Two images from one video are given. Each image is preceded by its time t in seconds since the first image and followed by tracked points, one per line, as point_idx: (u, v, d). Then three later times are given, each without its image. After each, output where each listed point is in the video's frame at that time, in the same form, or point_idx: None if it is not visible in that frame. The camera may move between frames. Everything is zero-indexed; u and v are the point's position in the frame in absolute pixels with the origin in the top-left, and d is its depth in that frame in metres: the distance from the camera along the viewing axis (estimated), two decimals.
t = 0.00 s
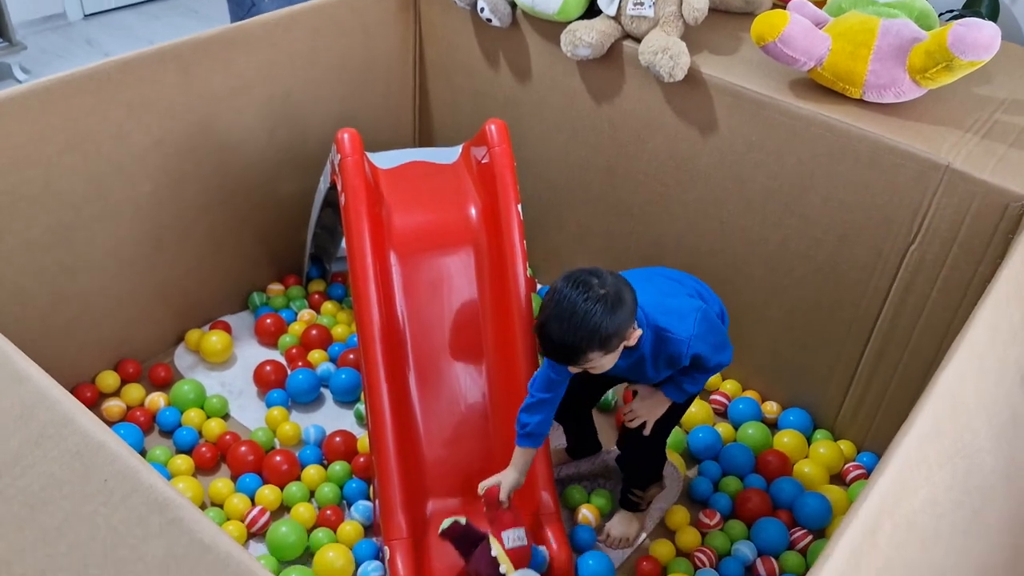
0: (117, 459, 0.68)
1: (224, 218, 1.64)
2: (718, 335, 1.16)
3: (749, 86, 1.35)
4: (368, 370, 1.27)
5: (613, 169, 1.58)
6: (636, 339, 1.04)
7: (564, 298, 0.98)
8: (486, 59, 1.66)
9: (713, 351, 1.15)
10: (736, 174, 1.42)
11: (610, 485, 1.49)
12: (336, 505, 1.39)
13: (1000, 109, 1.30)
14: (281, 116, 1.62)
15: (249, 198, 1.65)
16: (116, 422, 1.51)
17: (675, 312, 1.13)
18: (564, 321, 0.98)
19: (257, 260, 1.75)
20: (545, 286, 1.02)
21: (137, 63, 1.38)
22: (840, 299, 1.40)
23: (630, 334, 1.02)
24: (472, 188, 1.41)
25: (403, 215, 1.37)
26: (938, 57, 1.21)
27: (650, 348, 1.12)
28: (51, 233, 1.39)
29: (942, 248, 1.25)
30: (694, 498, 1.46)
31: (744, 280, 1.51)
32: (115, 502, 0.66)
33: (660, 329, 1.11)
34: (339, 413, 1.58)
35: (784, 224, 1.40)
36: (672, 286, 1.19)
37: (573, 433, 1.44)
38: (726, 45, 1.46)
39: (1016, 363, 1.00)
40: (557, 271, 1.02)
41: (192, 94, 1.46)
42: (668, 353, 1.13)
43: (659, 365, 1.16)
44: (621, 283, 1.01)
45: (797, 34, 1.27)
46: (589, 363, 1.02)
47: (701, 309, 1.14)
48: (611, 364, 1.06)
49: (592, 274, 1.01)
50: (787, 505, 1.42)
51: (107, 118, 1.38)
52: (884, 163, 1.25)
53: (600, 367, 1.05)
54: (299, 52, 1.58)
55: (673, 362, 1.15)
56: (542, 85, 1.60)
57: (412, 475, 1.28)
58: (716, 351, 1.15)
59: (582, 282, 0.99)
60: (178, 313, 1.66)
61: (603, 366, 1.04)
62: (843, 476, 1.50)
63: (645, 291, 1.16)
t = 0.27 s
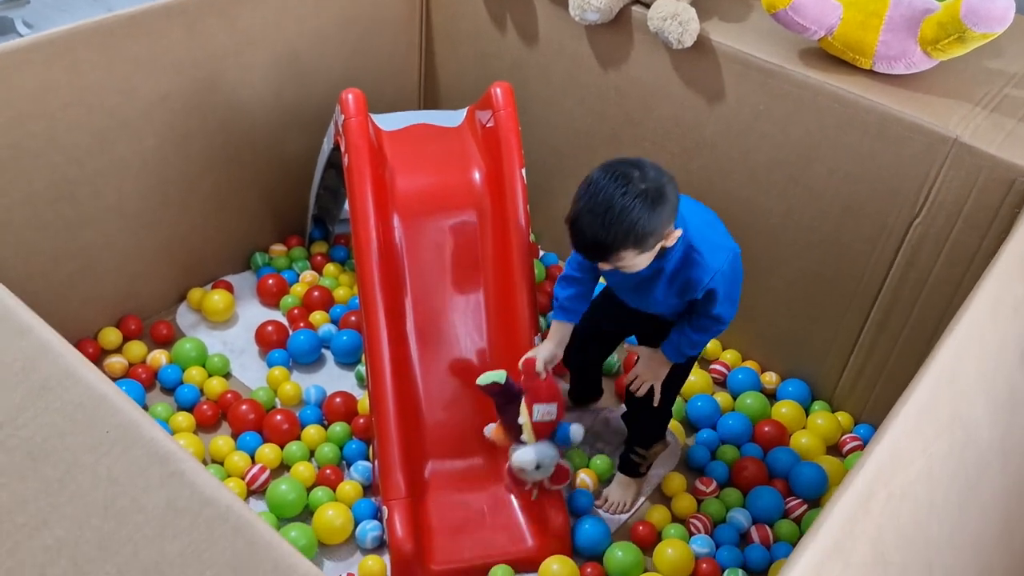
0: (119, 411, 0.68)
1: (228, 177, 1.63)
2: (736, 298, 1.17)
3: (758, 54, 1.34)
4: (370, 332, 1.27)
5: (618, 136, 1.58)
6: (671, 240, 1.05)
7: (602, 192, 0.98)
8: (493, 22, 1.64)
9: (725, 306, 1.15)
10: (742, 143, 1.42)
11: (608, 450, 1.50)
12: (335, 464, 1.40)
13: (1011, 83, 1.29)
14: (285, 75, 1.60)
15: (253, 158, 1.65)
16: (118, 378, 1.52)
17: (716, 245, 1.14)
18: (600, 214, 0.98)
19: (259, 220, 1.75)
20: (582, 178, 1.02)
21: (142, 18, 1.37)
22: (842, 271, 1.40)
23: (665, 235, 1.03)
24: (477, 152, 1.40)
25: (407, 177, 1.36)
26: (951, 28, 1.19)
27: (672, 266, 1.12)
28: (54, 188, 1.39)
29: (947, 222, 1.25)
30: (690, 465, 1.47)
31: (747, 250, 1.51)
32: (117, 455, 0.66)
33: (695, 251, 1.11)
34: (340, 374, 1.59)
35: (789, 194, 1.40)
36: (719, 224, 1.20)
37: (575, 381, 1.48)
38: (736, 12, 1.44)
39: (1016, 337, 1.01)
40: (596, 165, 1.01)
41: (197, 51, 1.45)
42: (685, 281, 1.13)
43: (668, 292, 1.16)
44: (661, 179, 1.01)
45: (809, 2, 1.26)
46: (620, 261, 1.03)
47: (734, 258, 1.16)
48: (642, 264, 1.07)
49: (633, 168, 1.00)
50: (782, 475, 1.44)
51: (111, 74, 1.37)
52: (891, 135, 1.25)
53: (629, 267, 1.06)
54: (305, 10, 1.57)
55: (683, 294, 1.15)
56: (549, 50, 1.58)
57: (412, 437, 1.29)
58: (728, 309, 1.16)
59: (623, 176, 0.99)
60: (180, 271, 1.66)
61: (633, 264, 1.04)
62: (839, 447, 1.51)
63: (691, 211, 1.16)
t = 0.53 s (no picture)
0: (118, 407, 0.68)
1: (230, 171, 1.63)
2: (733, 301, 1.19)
3: (763, 50, 1.33)
4: (371, 328, 1.27)
5: (622, 132, 1.57)
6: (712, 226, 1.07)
7: (646, 187, 0.99)
8: (497, 16, 1.63)
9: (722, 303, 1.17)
10: (745, 140, 1.41)
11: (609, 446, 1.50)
12: (335, 460, 1.40)
13: (1017, 81, 1.28)
14: (288, 69, 1.60)
15: (256, 152, 1.64)
16: (120, 371, 1.52)
17: (741, 242, 1.16)
18: (644, 210, 0.99)
19: (262, 214, 1.75)
20: (625, 168, 1.03)
21: (145, 11, 1.36)
22: (846, 268, 1.39)
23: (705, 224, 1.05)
24: (479, 147, 1.39)
25: (409, 173, 1.35)
26: (957, 25, 1.19)
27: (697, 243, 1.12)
28: (56, 181, 1.38)
29: (952, 220, 1.24)
30: (692, 462, 1.47)
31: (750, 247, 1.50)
32: (116, 449, 0.66)
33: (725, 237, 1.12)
34: (342, 369, 1.59)
35: (793, 192, 1.39)
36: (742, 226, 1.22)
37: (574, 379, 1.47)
38: (741, 8, 1.43)
39: (1021, 336, 1.00)
40: (640, 157, 1.02)
41: (199, 44, 1.45)
42: (702, 262, 1.14)
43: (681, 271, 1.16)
44: (704, 170, 1.02)
45: None
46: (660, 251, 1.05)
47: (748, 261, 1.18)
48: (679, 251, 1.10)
49: (676, 161, 1.01)
50: (784, 472, 1.43)
51: (113, 66, 1.37)
52: (896, 133, 1.24)
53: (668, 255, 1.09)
54: (308, 4, 1.56)
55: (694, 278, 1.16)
56: (553, 45, 1.58)
57: (413, 433, 1.29)
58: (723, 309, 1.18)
59: (667, 170, 1.00)
60: (182, 265, 1.66)
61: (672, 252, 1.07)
62: (841, 446, 1.51)
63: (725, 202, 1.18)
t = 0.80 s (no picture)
0: (117, 409, 0.69)
1: (231, 172, 1.63)
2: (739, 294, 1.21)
3: (762, 50, 1.33)
4: (371, 329, 1.27)
5: (621, 132, 1.57)
6: (715, 207, 1.08)
7: (643, 158, 1.02)
8: (497, 17, 1.63)
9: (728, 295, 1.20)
10: (745, 140, 1.41)
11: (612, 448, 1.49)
12: (335, 460, 1.41)
13: (1016, 80, 1.28)
14: (288, 70, 1.60)
15: (256, 152, 1.65)
16: (121, 372, 1.53)
17: (749, 232, 1.17)
18: (638, 180, 1.02)
19: (262, 215, 1.75)
20: (625, 140, 1.05)
21: (145, 13, 1.36)
22: (845, 268, 1.39)
23: (706, 202, 1.06)
24: (479, 147, 1.39)
25: (409, 173, 1.35)
26: (956, 25, 1.19)
27: (705, 228, 1.15)
28: (57, 183, 1.39)
29: (951, 220, 1.24)
30: (691, 461, 1.47)
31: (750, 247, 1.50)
32: (115, 452, 0.67)
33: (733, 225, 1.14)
34: (342, 369, 1.59)
35: (792, 192, 1.39)
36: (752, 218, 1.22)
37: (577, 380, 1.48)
38: (740, 9, 1.44)
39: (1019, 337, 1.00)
40: (640, 129, 1.05)
41: (199, 46, 1.45)
42: (709, 250, 1.16)
43: (687, 258, 1.19)
44: (705, 146, 1.04)
45: None
46: (656, 225, 1.07)
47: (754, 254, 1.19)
48: (681, 231, 1.11)
49: (677, 135, 1.04)
50: (783, 472, 1.43)
51: (114, 68, 1.37)
52: (895, 133, 1.24)
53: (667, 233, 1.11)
54: (308, 5, 1.56)
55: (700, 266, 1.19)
56: (552, 45, 1.58)
57: (413, 433, 1.29)
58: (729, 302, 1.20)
59: (665, 142, 1.02)
60: (183, 266, 1.67)
61: (670, 229, 1.09)
62: (841, 445, 1.51)
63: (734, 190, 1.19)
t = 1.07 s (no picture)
0: (117, 412, 0.69)
1: (231, 174, 1.63)
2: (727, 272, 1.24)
3: (760, 48, 1.33)
4: (371, 330, 1.27)
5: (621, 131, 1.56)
6: (687, 154, 1.12)
7: (617, 88, 1.07)
8: (495, 17, 1.64)
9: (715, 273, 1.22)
10: (743, 138, 1.41)
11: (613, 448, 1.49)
12: (336, 461, 1.41)
13: (1015, 76, 1.28)
14: (287, 72, 1.60)
15: (256, 154, 1.65)
16: (122, 375, 1.53)
17: (728, 203, 1.20)
18: (611, 107, 1.06)
19: (263, 217, 1.76)
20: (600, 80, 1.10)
21: (144, 16, 1.37)
22: (845, 265, 1.39)
23: (677, 150, 1.10)
24: (477, 147, 1.39)
25: (408, 173, 1.35)
26: (954, 21, 1.19)
27: (680, 199, 1.20)
28: (57, 186, 1.39)
29: (950, 216, 1.24)
30: (692, 460, 1.47)
31: (749, 245, 1.50)
32: (114, 454, 0.67)
33: (708, 194, 1.19)
34: (343, 370, 1.59)
35: (791, 189, 1.39)
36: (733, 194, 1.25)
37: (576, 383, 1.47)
38: (738, 7, 1.44)
39: (1019, 332, 1.00)
40: (618, 70, 1.10)
41: (198, 48, 1.45)
42: (687, 222, 1.21)
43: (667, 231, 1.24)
44: (679, 88, 1.09)
45: None
46: (625, 166, 1.10)
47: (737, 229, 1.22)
48: (653, 183, 1.14)
49: (649, 74, 1.08)
50: (784, 470, 1.43)
51: (113, 71, 1.37)
52: (894, 129, 1.24)
53: (636, 182, 1.13)
54: (306, 7, 1.57)
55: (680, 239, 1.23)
56: (550, 45, 1.58)
57: (414, 434, 1.29)
58: (716, 279, 1.23)
59: (640, 78, 1.07)
60: (184, 268, 1.67)
61: (640, 176, 1.12)
62: (842, 443, 1.51)
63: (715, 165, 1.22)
